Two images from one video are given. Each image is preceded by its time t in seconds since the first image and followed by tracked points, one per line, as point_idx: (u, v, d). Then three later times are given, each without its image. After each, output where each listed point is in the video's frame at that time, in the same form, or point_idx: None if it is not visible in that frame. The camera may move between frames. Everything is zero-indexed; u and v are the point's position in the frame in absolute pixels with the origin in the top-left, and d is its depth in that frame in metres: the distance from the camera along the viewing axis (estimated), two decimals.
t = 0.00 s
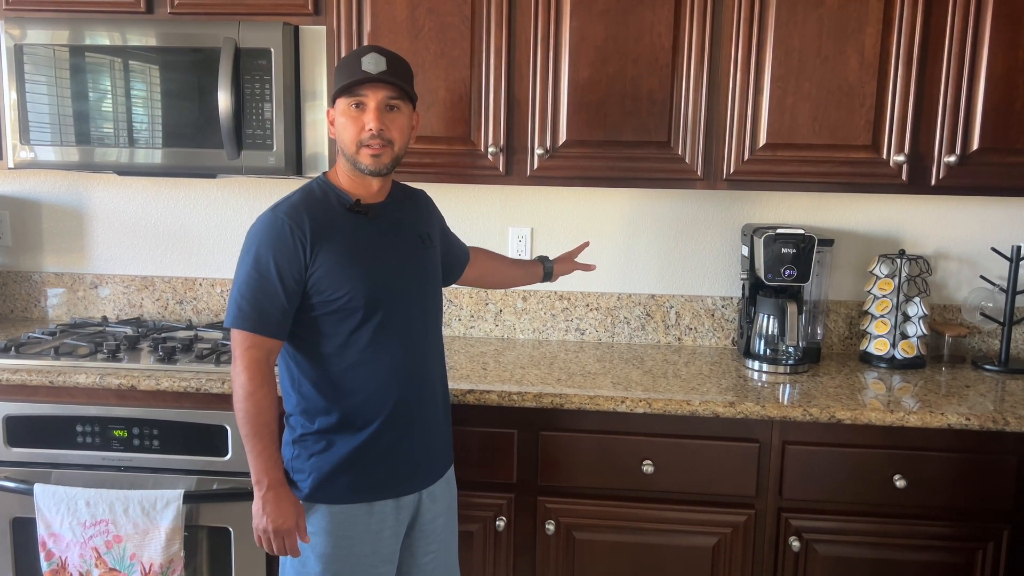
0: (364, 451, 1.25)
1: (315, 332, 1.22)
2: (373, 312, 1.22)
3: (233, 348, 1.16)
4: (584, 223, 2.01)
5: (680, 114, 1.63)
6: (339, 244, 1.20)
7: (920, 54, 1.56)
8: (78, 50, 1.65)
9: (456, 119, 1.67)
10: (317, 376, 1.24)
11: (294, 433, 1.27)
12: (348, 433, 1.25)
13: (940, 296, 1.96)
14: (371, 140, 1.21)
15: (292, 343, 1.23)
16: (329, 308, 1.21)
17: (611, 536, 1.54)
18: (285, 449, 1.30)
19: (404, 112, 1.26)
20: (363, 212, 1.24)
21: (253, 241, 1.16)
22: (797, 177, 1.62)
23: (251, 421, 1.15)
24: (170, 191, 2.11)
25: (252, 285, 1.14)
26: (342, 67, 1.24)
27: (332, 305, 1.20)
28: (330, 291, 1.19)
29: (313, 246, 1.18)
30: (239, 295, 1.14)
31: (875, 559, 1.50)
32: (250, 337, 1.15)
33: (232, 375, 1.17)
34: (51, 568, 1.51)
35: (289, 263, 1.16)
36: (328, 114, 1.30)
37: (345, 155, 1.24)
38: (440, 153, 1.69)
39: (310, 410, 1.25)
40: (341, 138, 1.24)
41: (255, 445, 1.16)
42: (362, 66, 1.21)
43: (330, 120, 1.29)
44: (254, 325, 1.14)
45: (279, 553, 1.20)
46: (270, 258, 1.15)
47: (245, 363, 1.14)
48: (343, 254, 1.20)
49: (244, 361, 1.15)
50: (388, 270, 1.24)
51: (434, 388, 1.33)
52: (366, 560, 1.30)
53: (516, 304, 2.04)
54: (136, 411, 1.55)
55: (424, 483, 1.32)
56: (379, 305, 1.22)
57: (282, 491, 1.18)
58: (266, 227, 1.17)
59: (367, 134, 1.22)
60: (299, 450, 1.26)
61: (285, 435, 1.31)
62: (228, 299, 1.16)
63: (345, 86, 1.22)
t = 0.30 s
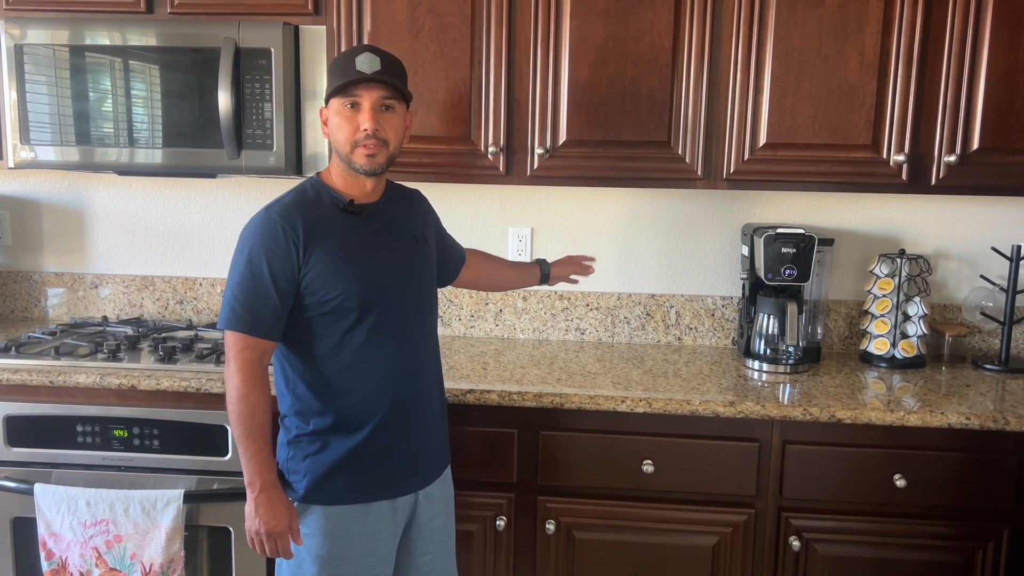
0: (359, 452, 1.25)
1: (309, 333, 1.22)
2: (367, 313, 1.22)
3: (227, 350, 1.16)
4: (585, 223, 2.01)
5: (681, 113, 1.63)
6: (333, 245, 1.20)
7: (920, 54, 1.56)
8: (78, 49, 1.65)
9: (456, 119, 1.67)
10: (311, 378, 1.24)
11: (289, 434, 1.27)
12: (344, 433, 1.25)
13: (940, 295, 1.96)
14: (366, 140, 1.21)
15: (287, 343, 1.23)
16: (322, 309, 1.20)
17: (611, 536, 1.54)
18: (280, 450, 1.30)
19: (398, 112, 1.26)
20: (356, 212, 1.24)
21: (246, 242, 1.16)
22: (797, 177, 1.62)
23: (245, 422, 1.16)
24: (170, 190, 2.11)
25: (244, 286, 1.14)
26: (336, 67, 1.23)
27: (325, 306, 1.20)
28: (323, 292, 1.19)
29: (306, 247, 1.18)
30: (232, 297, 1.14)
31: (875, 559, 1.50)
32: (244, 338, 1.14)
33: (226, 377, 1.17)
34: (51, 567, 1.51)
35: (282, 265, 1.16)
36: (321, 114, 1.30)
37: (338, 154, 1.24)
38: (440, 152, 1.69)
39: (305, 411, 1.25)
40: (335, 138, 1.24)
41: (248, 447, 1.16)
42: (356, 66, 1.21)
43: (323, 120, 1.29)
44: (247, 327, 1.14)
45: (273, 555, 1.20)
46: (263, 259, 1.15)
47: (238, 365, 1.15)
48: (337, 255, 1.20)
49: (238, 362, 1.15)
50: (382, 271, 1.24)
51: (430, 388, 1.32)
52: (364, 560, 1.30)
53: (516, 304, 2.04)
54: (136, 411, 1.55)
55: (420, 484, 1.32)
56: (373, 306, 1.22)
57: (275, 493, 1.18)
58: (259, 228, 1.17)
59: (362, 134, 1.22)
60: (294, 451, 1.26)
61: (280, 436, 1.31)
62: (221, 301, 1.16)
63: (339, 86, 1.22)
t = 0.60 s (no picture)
0: (348, 454, 1.25)
1: (298, 335, 1.22)
2: (356, 314, 1.22)
3: (215, 352, 1.16)
4: (585, 223, 2.01)
5: (681, 113, 1.63)
6: (321, 246, 1.20)
7: (920, 54, 1.57)
8: (78, 49, 1.65)
9: (456, 119, 1.67)
10: (300, 379, 1.24)
11: (279, 436, 1.27)
12: (333, 435, 1.25)
13: (940, 295, 1.96)
14: (363, 141, 1.21)
15: (276, 345, 1.23)
16: (311, 311, 1.20)
17: (612, 536, 1.54)
18: (270, 452, 1.30)
19: (391, 111, 1.27)
20: (345, 213, 1.24)
21: (234, 244, 1.16)
22: (797, 177, 1.62)
23: (234, 424, 1.15)
24: (170, 190, 2.11)
25: (232, 289, 1.14)
26: (327, 66, 1.22)
27: (314, 307, 1.20)
28: (312, 293, 1.19)
29: (294, 249, 1.18)
30: (219, 299, 1.14)
31: (876, 558, 1.50)
32: (232, 341, 1.14)
33: (214, 380, 1.17)
34: (52, 567, 1.51)
35: (270, 267, 1.16)
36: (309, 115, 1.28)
37: (333, 156, 1.23)
38: (440, 152, 1.69)
39: (294, 412, 1.25)
40: (329, 140, 1.23)
41: (237, 449, 1.15)
42: (351, 66, 1.21)
43: (311, 118, 1.27)
44: (235, 329, 1.14)
45: (263, 558, 1.19)
46: (250, 262, 1.15)
47: (226, 367, 1.14)
48: (325, 257, 1.20)
49: (226, 365, 1.15)
50: (371, 272, 1.24)
51: (420, 390, 1.32)
52: (362, 561, 1.30)
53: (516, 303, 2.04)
54: (137, 411, 1.55)
55: (411, 487, 1.31)
56: (362, 307, 1.22)
57: (264, 495, 1.17)
58: (246, 231, 1.16)
59: (359, 135, 1.21)
60: (284, 453, 1.26)
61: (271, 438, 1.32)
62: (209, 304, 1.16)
63: (333, 88, 1.21)
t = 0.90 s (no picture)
0: (333, 456, 1.23)
1: (282, 337, 1.21)
2: (341, 316, 1.21)
3: (200, 353, 1.15)
4: (586, 222, 2.01)
5: (682, 112, 1.63)
6: (306, 247, 1.19)
7: (921, 52, 1.56)
8: (78, 48, 1.65)
9: (456, 118, 1.67)
10: (284, 381, 1.22)
11: (260, 439, 1.25)
12: (318, 438, 1.23)
13: (941, 294, 1.95)
14: (349, 141, 1.21)
15: (259, 347, 1.22)
16: (295, 312, 1.19)
17: (612, 535, 1.54)
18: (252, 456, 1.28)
19: (374, 110, 1.27)
20: (330, 214, 1.24)
21: (219, 244, 1.15)
22: (798, 176, 1.62)
23: (220, 426, 1.14)
24: (170, 189, 2.11)
25: (217, 288, 1.13)
26: (310, 66, 1.21)
27: (299, 308, 1.19)
28: (296, 294, 1.18)
29: (279, 250, 1.17)
30: (204, 298, 1.13)
31: (876, 558, 1.50)
32: (217, 341, 1.13)
33: (198, 381, 1.15)
34: (53, 566, 1.51)
35: (255, 266, 1.15)
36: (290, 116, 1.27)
37: (318, 156, 1.23)
38: (440, 151, 1.69)
39: (277, 415, 1.23)
40: (313, 141, 1.22)
41: (224, 452, 1.14)
42: (332, 66, 1.20)
43: (292, 119, 1.26)
44: (220, 329, 1.12)
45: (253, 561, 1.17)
46: (235, 261, 1.14)
47: (211, 368, 1.13)
48: (310, 258, 1.19)
49: (212, 366, 1.14)
50: (357, 273, 1.23)
51: (405, 392, 1.32)
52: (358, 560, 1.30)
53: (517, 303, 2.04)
54: (137, 411, 1.55)
55: (397, 491, 1.30)
56: (347, 309, 1.22)
57: (254, 497, 1.15)
58: (231, 230, 1.16)
59: (345, 134, 1.21)
60: (266, 456, 1.24)
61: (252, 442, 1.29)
62: (194, 303, 1.14)
63: (316, 89, 1.20)
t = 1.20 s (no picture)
0: (309, 457, 1.22)
1: (258, 338, 1.20)
2: (317, 316, 1.20)
3: (176, 352, 1.14)
4: (586, 222, 2.01)
5: (682, 110, 1.63)
6: (281, 247, 1.18)
7: (921, 51, 1.56)
8: (79, 48, 1.65)
9: (456, 117, 1.67)
10: (260, 382, 1.21)
11: (239, 438, 1.25)
12: (294, 439, 1.22)
13: (941, 293, 1.95)
14: (320, 140, 1.20)
15: (237, 348, 1.21)
16: (270, 313, 1.18)
17: (612, 534, 1.54)
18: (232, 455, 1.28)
19: (348, 110, 1.25)
20: (308, 214, 1.22)
21: (193, 246, 1.15)
22: (798, 175, 1.62)
23: (198, 425, 1.12)
24: (170, 189, 2.11)
25: (190, 288, 1.12)
26: (282, 67, 1.21)
27: (273, 308, 1.18)
28: (270, 295, 1.17)
29: (253, 250, 1.16)
30: (178, 299, 1.13)
31: (876, 556, 1.50)
32: (191, 341, 1.12)
33: (174, 383, 1.14)
34: (53, 565, 1.51)
35: (228, 267, 1.15)
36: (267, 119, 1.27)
37: (292, 157, 1.22)
38: (440, 150, 1.69)
39: (254, 415, 1.22)
40: (288, 142, 1.22)
41: (203, 450, 1.12)
42: (302, 67, 1.19)
43: (270, 122, 1.27)
44: (193, 330, 1.12)
45: (235, 560, 1.14)
46: (209, 262, 1.14)
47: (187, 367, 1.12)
48: (284, 258, 1.18)
49: (188, 364, 1.13)
50: (334, 273, 1.21)
51: (387, 393, 1.29)
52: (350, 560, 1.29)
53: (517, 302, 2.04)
54: (137, 410, 1.55)
55: (376, 493, 1.29)
56: (323, 309, 1.20)
57: (235, 495, 1.12)
58: (206, 231, 1.15)
59: (316, 134, 1.20)
60: (244, 455, 1.24)
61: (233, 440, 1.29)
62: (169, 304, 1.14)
63: (286, 90, 1.20)
